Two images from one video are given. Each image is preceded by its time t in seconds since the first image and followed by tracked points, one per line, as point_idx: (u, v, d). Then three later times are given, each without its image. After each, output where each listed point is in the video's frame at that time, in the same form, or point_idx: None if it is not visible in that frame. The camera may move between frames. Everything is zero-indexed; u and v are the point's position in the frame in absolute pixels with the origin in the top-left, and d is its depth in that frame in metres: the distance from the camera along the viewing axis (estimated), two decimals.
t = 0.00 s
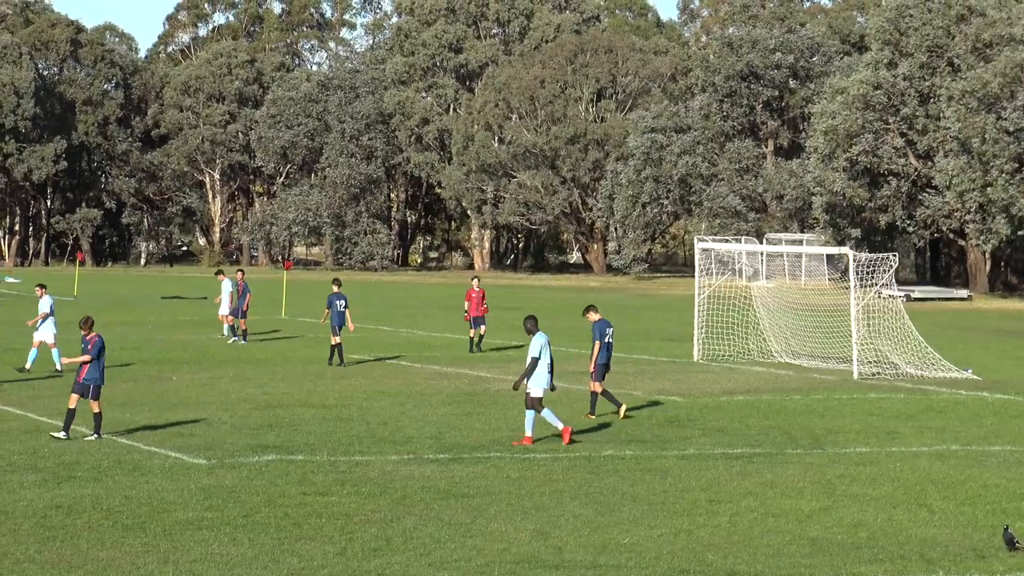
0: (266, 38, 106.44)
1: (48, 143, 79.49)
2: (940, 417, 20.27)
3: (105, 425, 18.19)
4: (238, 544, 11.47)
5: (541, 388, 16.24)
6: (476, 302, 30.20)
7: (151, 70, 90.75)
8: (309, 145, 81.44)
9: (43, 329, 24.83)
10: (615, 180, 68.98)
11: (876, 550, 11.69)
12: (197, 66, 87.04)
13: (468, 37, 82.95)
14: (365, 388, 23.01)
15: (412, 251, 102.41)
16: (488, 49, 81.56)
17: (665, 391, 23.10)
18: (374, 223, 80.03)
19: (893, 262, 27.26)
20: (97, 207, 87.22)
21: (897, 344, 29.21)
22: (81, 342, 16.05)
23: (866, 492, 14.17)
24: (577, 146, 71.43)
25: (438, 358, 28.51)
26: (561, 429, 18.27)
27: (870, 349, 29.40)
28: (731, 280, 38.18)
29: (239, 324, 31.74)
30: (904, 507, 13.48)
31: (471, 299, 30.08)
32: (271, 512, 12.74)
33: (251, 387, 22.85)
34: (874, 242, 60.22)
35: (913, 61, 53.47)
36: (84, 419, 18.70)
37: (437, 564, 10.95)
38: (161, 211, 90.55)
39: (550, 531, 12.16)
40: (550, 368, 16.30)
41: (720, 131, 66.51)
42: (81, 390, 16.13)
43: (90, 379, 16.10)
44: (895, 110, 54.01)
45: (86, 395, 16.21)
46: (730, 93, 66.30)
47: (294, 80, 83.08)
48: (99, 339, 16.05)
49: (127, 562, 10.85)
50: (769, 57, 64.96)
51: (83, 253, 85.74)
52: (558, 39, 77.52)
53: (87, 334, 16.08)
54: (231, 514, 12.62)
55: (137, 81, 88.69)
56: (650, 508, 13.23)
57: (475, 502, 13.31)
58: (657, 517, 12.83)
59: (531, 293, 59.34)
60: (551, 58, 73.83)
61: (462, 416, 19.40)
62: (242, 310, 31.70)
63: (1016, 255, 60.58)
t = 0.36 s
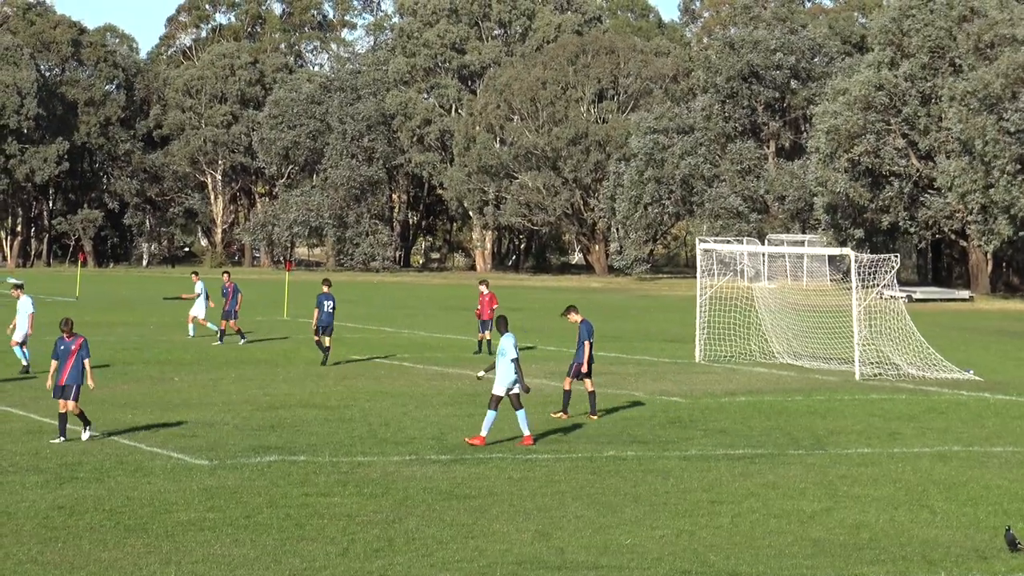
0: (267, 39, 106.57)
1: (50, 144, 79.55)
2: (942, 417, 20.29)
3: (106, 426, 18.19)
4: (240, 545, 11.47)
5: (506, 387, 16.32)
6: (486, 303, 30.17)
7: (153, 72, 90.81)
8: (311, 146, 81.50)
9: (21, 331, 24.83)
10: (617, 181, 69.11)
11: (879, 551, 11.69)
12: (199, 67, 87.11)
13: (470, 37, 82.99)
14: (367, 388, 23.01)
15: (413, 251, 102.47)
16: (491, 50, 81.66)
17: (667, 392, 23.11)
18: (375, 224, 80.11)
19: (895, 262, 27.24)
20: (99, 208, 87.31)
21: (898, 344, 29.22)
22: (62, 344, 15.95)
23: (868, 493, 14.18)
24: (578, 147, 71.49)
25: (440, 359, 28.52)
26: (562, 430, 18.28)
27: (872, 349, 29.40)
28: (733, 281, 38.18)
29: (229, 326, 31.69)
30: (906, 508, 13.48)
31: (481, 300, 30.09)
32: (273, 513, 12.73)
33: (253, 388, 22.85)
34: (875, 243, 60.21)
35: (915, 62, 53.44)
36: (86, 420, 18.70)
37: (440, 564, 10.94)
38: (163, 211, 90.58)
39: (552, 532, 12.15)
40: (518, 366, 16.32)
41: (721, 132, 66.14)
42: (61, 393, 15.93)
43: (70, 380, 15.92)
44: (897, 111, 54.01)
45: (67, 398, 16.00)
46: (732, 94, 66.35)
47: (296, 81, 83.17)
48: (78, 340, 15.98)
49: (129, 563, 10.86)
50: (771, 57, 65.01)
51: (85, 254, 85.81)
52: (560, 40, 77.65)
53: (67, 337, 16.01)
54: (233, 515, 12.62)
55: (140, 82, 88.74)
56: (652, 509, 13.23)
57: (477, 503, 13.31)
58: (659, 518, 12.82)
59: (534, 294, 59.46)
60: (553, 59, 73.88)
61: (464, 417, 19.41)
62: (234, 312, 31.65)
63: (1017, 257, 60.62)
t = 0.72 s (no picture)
0: (270, 40, 106.66)
1: (53, 144, 79.61)
2: (944, 417, 20.31)
3: (109, 426, 18.21)
4: (242, 545, 11.47)
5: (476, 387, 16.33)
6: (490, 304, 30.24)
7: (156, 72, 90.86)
8: (314, 146, 81.54)
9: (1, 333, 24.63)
10: (620, 181, 69.15)
11: (881, 551, 11.70)
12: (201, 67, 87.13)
13: (473, 37, 82.96)
14: (369, 389, 23.03)
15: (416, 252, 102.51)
16: (494, 51, 81.63)
17: (669, 392, 23.11)
18: (377, 224, 80.12)
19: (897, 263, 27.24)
20: (101, 208, 87.37)
21: (901, 344, 29.24)
22: (50, 347, 15.86)
23: (870, 493, 14.17)
24: (580, 147, 71.50)
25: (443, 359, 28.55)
26: (564, 430, 18.31)
27: (874, 350, 29.43)
28: (735, 281, 38.17)
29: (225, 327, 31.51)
30: (908, 508, 13.48)
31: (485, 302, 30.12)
32: (275, 513, 12.73)
33: (257, 388, 22.89)
34: (878, 243, 60.06)
35: (918, 62, 53.36)
36: (89, 420, 18.71)
37: (442, 565, 10.94)
38: (166, 212, 90.57)
39: (555, 532, 12.16)
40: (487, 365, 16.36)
41: (725, 132, 65.68)
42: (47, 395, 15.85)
43: (58, 383, 15.83)
44: (900, 112, 53.93)
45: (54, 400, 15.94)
46: (734, 94, 66.08)
47: (299, 81, 83.22)
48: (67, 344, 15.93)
49: (131, 563, 10.85)
50: (773, 58, 64.94)
51: (88, 254, 85.85)
52: (563, 40, 77.57)
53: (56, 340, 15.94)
54: (236, 515, 12.62)
55: (143, 83, 88.83)
56: (654, 509, 13.23)
57: (479, 503, 13.31)
58: (661, 519, 12.82)
59: (536, 295, 59.54)
60: (555, 60, 73.88)
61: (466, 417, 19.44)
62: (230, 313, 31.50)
63: (1020, 258, 60.53)
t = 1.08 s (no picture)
0: (273, 40, 106.76)
1: (55, 144, 79.70)
2: (946, 418, 20.31)
3: (111, 426, 18.23)
4: (245, 546, 11.49)
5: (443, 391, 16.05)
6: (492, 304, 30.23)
7: (157, 73, 90.87)
8: (315, 146, 81.56)
9: None
10: (621, 182, 69.19)
11: (883, 551, 11.70)
12: (202, 67, 87.17)
13: (476, 37, 82.97)
14: (371, 389, 23.04)
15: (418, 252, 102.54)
16: (496, 50, 81.67)
17: (671, 392, 23.12)
18: (379, 224, 80.15)
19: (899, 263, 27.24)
20: (103, 208, 87.42)
21: (903, 344, 29.26)
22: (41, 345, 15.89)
23: (872, 494, 14.18)
24: (582, 148, 71.53)
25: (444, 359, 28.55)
26: (566, 430, 18.31)
27: (876, 350, 29.43)
28: (737, 282, 38.19)
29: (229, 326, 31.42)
30: (910, 509, 13.48)
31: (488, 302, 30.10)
32: (278, 513, 12.74)
33: (259, 388, 22.91)
34: (880, 243, 59.96)
35: (919, 61, 53.35)
36: (92, 420, 18.73)
37: (444, 565, 10.95)
38: (167, 212, 90.53)
39: (557, 533, 12.16)
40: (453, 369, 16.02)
41: (725, 132, 65.67)
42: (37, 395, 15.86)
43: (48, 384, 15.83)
44: (901, 112, 53.92)
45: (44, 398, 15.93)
46: (736, 95, 66.09)
47: (300, 81, 83.25)
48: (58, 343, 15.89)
49: (134, 564, 10.87)
50: (775, 58, 64.91)
51: (90, 254, 85.82)
52: (565, 40, 77.53)
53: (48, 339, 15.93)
54: (238, 515, 12.63)
55: (145, 83, 88.95)
56: (657, 509, 13.24)
57: (481, 504, 13.31)
58: (663, 519, 12.83)
59: (537, 295, 59.54)
60: (556, 60, 73.85)
61: (468, 418, 19.44)
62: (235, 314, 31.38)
63: None
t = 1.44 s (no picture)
0: (276, 40, 106.86)
1: (57, 144, 79.65)
2: (949, 418, 20.27)
3: (113, 425, 18.23)
4: (247, 545, 11.48)
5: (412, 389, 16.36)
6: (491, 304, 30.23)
7: (159, 73, 90.89)
8: (318, 146, 81.50)
9: None
10: (624, 181, 69.14)
11: (886, 551, 11.67)
12: (205, 67, 87.15)
13: (479, 37, 82.98)
14: (373, 389, 23.03)
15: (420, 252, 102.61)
16: (498, 50, 81.74)
17: (673, 392, 23.11)
18: (381, 224, 80.15)
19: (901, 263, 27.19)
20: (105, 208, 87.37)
21: (905, 344, 29.23)
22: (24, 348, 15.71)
23: (874, 494, 14.16)
24: (585, 148, 71.51)
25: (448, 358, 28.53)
26: (568, 430, 18.28)
27: (878, 350, 29.41)
28: (739, 281, 38.19)
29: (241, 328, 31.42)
30: (912, 508, 13.46)
31: (488, 304, 30.07)
32: (280, 513, 12.73)
33: (261, 389, 22.89)
34: (882, 243, 60.01)
35: (921, 61, 53.39)
36: (93, 420, 18.72)
37: (446, 565, 10.94)
38: (170, 212, 90.40)
39: (559, 532, 12.15)
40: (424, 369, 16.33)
41: (728, 132, 65.71)
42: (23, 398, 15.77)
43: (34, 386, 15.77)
44: (904, 111, 53.86)
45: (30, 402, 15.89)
46: (738, 95, 66.10)
47: (303, 80, 83.27)
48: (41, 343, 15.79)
49: (136, 563, 10.87)
50: (777, 58, 64.90)
51: (92, 254, 85.80)
52: (567, 40, 77.50)
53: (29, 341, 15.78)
54: (240, 515, 12.63)
55: (147, 83, 88.99)
56: (659, 509, 13.21)
57: (484, 503, 13.29)
58: (665, 519, 12.81)
59: (539, 295, 59.44)
60: (559, 60, 73.86)
61: (471, 417, 19.42)
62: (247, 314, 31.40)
63: None
